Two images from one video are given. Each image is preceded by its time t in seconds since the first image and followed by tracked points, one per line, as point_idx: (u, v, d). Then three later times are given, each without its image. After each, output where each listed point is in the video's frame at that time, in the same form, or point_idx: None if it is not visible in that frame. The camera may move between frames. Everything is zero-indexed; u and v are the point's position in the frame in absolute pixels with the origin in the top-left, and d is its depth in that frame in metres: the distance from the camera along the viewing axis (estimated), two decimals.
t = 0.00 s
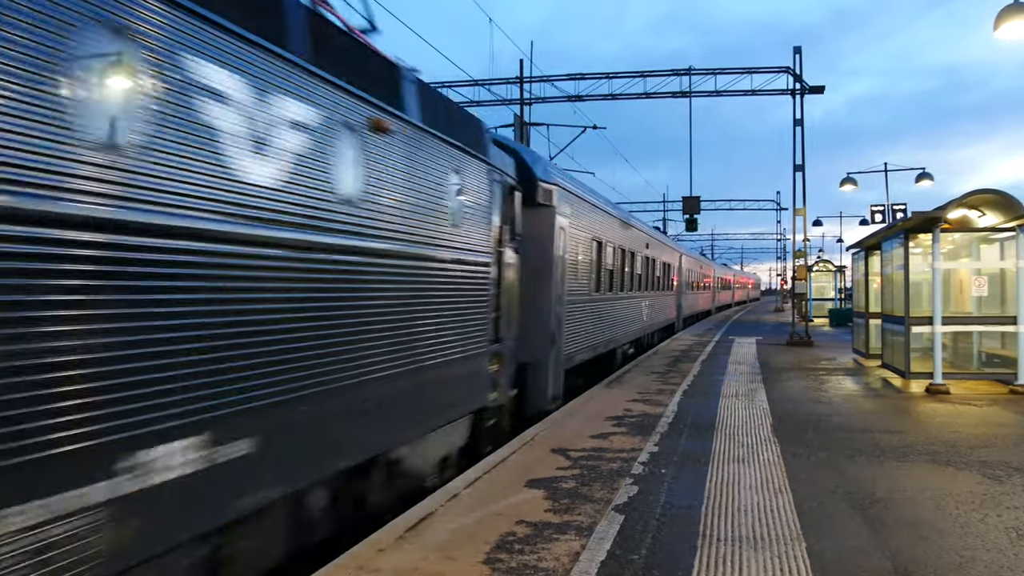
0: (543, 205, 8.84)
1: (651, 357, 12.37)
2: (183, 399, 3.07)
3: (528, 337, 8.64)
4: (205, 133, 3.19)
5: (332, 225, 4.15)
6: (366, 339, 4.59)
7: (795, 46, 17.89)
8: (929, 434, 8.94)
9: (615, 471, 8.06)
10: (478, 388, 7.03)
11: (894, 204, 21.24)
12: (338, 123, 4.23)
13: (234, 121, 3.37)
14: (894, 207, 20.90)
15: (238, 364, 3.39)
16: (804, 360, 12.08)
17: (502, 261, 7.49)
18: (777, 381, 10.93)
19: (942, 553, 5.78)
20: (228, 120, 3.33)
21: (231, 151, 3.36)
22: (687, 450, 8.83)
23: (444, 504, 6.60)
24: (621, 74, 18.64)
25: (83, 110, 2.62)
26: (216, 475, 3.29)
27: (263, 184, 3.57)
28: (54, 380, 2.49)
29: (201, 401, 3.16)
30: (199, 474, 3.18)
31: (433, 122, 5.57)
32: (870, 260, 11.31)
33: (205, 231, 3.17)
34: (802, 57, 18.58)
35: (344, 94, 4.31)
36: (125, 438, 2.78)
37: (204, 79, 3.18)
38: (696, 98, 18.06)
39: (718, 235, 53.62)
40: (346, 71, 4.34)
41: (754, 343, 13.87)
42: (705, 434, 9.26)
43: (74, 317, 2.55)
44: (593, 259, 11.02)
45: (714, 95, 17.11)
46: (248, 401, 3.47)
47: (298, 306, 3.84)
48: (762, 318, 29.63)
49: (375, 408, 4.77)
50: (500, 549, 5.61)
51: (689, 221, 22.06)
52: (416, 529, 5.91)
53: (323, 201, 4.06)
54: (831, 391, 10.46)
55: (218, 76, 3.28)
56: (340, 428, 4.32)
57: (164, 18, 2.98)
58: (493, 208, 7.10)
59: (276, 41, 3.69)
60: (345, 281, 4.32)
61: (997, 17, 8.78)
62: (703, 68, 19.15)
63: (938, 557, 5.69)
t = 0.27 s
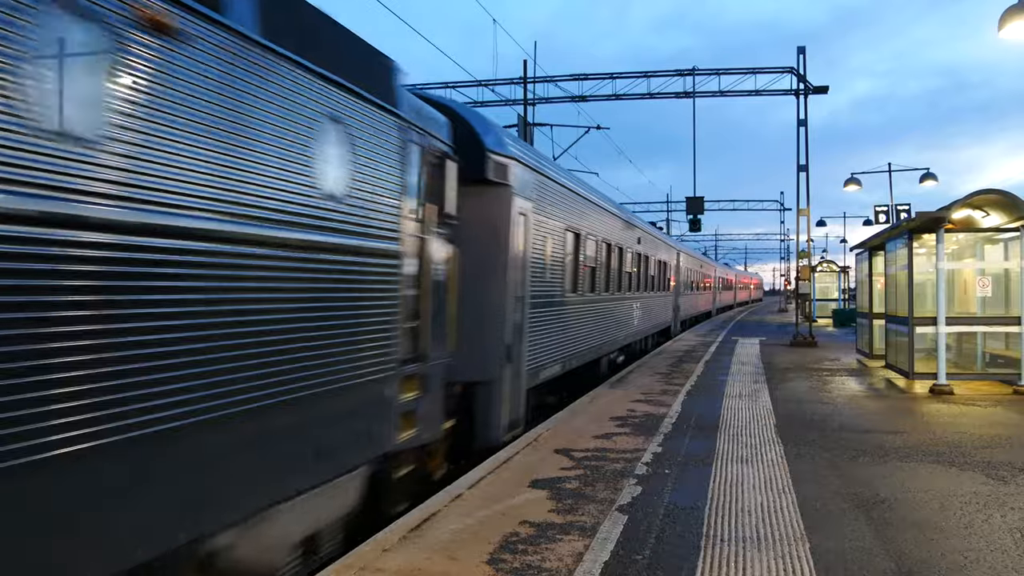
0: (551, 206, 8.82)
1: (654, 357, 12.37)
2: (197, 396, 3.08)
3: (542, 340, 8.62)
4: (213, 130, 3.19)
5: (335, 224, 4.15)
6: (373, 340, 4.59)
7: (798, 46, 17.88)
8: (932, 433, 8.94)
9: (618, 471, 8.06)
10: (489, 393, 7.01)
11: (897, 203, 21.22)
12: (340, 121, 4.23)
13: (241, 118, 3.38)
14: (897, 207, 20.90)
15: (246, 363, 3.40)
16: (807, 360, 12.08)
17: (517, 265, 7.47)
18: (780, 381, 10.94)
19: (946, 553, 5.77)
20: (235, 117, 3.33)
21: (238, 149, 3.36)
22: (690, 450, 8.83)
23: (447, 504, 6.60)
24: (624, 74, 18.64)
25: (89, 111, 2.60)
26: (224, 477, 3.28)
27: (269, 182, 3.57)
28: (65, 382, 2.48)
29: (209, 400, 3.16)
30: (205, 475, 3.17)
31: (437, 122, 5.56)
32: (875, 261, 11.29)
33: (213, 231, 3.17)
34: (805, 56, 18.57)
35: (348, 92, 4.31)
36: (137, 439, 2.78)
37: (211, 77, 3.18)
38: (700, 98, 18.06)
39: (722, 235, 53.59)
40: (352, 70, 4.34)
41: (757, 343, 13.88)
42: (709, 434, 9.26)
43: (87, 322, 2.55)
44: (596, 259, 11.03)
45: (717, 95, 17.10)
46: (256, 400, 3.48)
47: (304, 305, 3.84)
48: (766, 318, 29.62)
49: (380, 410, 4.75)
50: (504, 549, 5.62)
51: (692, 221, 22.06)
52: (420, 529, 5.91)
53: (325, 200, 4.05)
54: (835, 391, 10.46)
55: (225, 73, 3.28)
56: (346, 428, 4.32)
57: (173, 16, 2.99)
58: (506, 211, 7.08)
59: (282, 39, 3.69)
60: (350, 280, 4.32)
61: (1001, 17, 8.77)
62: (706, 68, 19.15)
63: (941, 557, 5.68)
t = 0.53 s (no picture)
0: (551, 206, 8.83)
1: (654, 357, 12.38)
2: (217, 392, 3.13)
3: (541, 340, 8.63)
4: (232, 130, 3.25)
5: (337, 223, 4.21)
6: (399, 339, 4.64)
7: (799, 46, 17.88)
8: (932, 434, 8.95)
9: (618, 471, 8.07)
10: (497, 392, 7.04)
11: (898, 203, 21.21)
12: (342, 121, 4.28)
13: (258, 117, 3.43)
14: (898, 208, 20.92)
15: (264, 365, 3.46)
16: (807, 360, 12.09)
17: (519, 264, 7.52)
18: (780, 381, 10.94)
19: (945, 553, 5.78)
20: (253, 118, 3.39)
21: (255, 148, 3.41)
22: (690, 450, 8.84)
23: (447, 504, 6.60)
24: (624, 75, 18.66)
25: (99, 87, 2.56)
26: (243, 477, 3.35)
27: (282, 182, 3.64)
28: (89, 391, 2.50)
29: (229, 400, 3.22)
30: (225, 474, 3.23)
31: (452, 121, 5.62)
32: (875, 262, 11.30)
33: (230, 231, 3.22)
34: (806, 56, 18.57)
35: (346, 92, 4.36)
36: (138, 440, 2.69)
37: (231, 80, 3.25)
38: (700, 98, 18.07)
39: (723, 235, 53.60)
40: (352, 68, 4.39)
41: (757, 343, 13.89)
42: (709, 434, 9.27)
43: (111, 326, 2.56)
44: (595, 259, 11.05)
45: (718, 95, 17.11)
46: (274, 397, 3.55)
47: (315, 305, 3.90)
48: (767, 318, 29.64)
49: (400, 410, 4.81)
50: (504, 549, 5.63)
51: (692, 221, 22.06)
52: (420, 529, 5.93)
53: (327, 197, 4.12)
54: (834, 391, 10.46)
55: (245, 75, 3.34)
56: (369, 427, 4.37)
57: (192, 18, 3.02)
58: (507, 208, 7.13)
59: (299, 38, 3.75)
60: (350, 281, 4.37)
61: (1002, 17, 8.77)
62: (706, 68, 19.16)
63: (941, 557, 5.69)
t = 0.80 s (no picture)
0: (552, 204, 8.84)
1: (655, 356, 12.37)
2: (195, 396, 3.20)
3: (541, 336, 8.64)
4: (300, 131, 3.29)
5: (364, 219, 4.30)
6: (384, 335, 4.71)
7: (798, 45, 17.91)
8: (932, 433, 8.94)
9: (619, 470, 8.07)
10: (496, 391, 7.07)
11: (899, 202, 21.21)
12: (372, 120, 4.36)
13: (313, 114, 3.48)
14: (897, 206, 20.95)
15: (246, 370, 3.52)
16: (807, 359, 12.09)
17: (518, 264, 7.55)
18: (780, 380, 10.94)
19: (946, 552, 5.77)
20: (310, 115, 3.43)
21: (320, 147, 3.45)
22: (691, 449, 8.83)
23: (447, 503, 6.60)
24: (625, 74, 18.66)
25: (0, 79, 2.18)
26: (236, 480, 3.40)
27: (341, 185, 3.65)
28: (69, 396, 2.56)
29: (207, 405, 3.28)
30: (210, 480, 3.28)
31: (444, 119, 5.68)
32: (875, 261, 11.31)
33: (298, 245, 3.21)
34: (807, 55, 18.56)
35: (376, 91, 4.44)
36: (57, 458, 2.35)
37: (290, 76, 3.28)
38: (701, 97, 18.07)
39: (724, 234, 53.61)
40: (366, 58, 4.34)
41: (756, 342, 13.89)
42: (709, 433, 9.27)
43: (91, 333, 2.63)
44: (595, 258, 11.05)
45: (718, 94, 17.11)
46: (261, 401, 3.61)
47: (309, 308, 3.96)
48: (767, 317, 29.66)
49: (391, 404, 4.88)
50: (504, 548, 5.63)
51: (693, 220, 22.06)
52: (420, 528, 5.93)
53: (360, 194, 4.20)
54: (835, 391, 10.46)
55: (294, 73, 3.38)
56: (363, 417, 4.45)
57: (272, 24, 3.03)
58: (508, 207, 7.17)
59: (334, 37, 3.80)
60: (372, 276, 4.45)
61: (1003, 15, 8.77)
62: (706, 66, 19.16)
63: (942, 556, 5.69)
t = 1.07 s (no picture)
0: (552, 203, 8.85)
1: (656, 355, 12.38)
2: (187, 392, 3.20)
3: (542, 337, 8.66)
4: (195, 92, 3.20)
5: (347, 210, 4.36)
6: (376, 329, 4.73)
7: (800, 45, 17.90)
8: (933, 432, 8.94)
9: (619, 470, 8.07)
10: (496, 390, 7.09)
11: (900, 203, 21.21)
12: (355, 111, 4.45)
13: (257, 103, 3.61)
14: (899, 206, 20.94)
15: (240, 364, 3.52)
16: (809, 359, 12.09)
17: (518, 263, 7.56)
18: (782, 380, 10.94)
19: (947, 552, 5.78)
20: (251, 105, 3.56)
21: (256, 134, 3.59)
22: (692, 448, 8.83)
23: (448, 502, 6.62)
24: (626, 73, 18.66)
25: None
26: (217, 474, 3.38)
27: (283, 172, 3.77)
28: (61, 403, 2.57)
29: (201, 400, 3.28)
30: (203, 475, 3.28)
31: (442, 117, 5.70)
32: (875, 260, 11.37)
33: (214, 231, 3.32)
34: (808, 54, 18.55)
35: (356, 84, 4.50)
36: None
37: (228, 63, 3.42)
38: (701, 97, 18.07)
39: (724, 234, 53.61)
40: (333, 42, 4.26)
41: (758, 341, 13.89)
42: (709, 432, 9.28)
43: (79, 339, 2.64)
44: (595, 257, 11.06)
45: (719, 93, 17.12)
46: (254, 395, 3.61)
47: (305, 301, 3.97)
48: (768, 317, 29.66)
49: (386, 401, 4.89)
50: (505, 547, 5.63)
51: (693, 220, 22.07)
52: (421, 527, 5.93)
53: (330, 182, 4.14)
54: (836, 390, 10.47)
55: (240, 60, 3.51)
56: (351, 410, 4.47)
57: (184, 16, 3.16)
58: (506, 205, 7.17)
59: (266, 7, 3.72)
60: (357, 267, 4.50)
61: (1004, 15, 8.77)
62: (707, 65, 19.16)
63: (943, 556, 5.70)
